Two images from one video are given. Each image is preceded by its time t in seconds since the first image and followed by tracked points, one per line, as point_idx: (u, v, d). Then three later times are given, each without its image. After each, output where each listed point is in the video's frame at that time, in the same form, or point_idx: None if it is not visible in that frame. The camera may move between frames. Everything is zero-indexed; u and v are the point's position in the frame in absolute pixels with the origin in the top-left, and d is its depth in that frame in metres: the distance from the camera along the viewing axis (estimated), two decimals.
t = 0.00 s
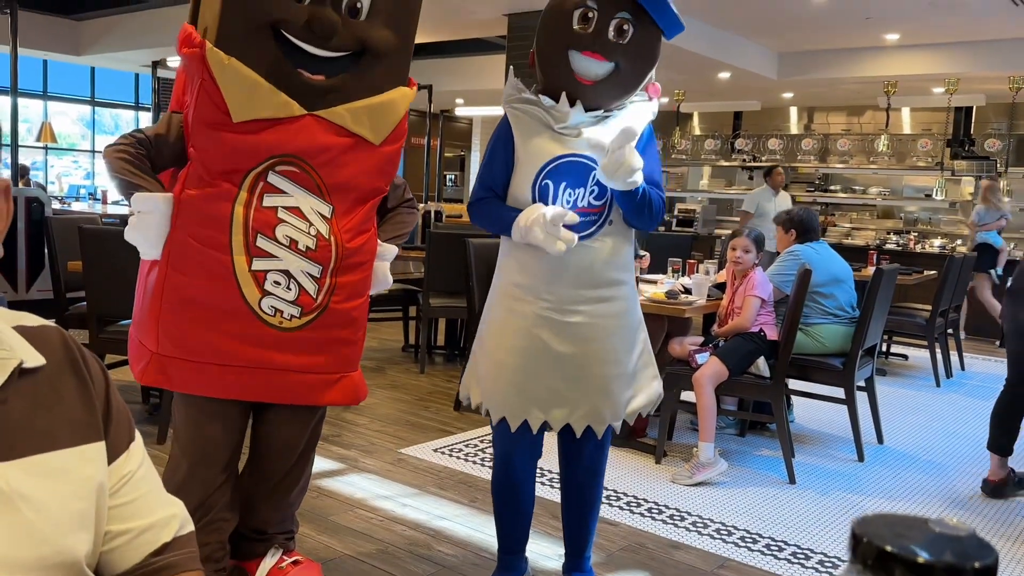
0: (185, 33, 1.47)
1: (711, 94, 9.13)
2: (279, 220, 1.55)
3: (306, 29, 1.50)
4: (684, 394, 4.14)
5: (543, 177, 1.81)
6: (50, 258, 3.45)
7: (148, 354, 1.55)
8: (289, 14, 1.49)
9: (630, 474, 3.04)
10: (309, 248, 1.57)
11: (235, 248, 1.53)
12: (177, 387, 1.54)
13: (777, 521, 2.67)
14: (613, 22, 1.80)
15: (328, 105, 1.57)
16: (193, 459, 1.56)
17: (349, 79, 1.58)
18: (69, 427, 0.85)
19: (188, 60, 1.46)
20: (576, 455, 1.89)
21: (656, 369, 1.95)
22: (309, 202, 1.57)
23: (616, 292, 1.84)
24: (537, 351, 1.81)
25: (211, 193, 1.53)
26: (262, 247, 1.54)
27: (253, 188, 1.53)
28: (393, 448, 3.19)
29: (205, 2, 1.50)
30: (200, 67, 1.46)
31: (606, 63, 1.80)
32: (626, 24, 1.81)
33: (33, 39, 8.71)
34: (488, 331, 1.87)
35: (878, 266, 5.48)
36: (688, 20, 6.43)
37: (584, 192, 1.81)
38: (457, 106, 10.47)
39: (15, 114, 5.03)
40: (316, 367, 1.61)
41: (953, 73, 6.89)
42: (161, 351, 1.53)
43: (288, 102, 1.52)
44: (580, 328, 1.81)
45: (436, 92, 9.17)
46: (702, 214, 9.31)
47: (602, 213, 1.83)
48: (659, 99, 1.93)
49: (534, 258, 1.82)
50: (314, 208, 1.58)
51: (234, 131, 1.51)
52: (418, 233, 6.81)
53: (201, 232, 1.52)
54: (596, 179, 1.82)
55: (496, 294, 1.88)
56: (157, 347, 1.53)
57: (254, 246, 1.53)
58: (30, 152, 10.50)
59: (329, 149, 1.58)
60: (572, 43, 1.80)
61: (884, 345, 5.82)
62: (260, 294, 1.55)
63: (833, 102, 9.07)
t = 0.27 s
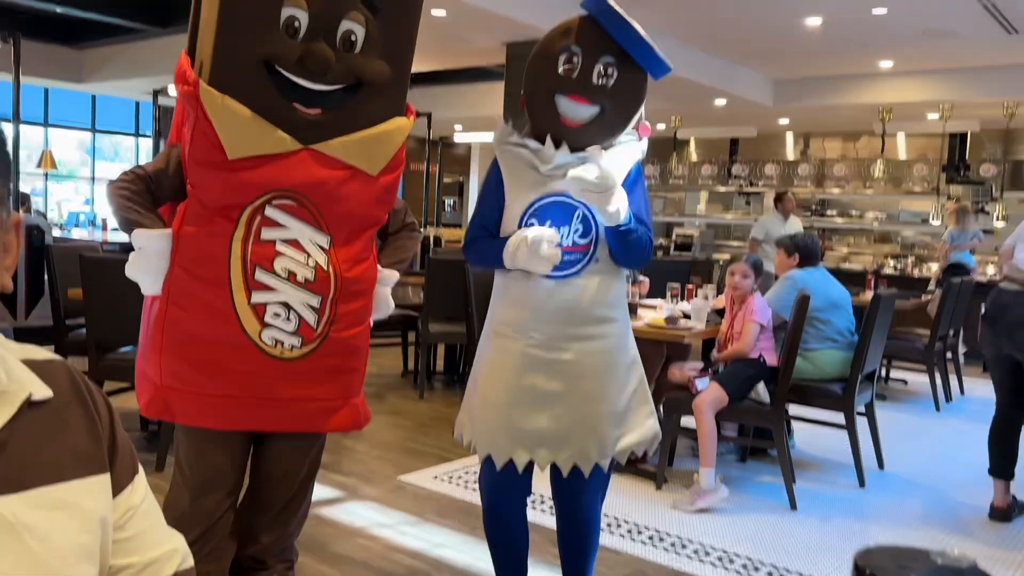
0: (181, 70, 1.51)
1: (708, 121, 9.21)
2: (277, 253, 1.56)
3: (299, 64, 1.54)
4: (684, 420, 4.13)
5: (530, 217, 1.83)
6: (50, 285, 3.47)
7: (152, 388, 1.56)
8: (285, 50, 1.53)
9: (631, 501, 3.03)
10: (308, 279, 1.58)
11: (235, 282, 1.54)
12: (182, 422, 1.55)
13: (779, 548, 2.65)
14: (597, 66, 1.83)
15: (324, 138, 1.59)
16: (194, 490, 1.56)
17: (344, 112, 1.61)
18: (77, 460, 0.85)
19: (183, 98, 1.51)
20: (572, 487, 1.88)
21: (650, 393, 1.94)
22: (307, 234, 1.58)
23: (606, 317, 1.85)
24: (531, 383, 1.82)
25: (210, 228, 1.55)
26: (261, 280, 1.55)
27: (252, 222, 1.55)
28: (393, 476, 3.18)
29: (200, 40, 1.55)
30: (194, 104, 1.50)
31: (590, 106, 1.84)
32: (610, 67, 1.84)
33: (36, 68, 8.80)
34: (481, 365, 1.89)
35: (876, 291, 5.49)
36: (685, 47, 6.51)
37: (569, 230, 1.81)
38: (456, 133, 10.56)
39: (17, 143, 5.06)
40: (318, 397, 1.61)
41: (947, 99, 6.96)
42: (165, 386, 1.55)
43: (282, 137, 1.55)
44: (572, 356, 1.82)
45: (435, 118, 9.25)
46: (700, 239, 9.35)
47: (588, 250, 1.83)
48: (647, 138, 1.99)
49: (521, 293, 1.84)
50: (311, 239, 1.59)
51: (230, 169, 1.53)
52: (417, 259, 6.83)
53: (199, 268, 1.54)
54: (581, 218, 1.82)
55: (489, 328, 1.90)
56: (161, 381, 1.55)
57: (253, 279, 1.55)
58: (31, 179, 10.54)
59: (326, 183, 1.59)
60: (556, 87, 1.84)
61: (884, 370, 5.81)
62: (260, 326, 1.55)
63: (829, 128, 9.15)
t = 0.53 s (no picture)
0: (182, 111, 1.54)
1: (704, 152, 9.31)
2: (282, 287, 1.57)
3: (298, 99, 1.58)
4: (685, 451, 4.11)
5: (526, 236, 1.86)
6: (50, 320, 3.47)
7: (161, 429, 1.57)
8: (284, 86, 1.57)
9: (633, 534, 3.01)
10: (313, 313, 1.59)
11: (241, 318, 1.55)
12: (190, 460, 1.54)
13: None
14: (584, 80, 1.87)
15: (325, 170, 1.62)
16: (196, 528, 1.55)
17: (343, 144, 1.64)
18: (84, 501, 0.86)
19: (185, 136, 1.54)
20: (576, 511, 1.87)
21: (650, 419, 1.95)
22: (309, 267, 1.59)
23: (608, 346, 1.86)
24: (535, 416, 1.82)
25: (216, 265, 1.56)
26: (267, 315, 1.56)
27: (256, 257, 1.56)
28: (392, 510, 3.15)
29: (201, 81, 1.58)
30: (195, 141, 1.53)
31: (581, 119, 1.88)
32: (597, 80, 1.88)
33: (38, 103, 8.87)
34: (484, 397, 1.89)
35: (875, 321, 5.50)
36: (681, 81, 6.59)
37: (567, 247, 1.84)
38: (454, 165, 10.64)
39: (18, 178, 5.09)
40: (325, 431, 1.61)
41: (941, 129, 7.04)
42: (174, 426, 1.55)
43: (284, 171, 1.57)
44: (575, 388, 1.82)
45: (434, 151, 9.34)
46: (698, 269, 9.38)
47: (586, 268, 1.84)
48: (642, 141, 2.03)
49: (521, 323, 1.84)
50: (316, 273, 1.60)
51: (232, 205, 1.55)
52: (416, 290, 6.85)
53: (205, 305, 1.55)
54: (578, 236, 1.85)
55: (489, 359, 1.90)
56: (170, 422, 1.55)
57: (259, 314, 1.55)
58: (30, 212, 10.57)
59: (328, 215, 1.61)
60: (547, 103, 1.89)
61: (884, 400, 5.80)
62: (267, 362, 1.55)
63: (824, 159, 9.25)
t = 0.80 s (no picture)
0: (184, 137, 1.55)
1: (698, 173, 9.37)
2: (280, 312, 1.57)
3: (298, 127, 1.59)
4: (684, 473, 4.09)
5: (533, 261, 1.85)
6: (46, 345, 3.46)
7: (156, 454, 1.55)
8: (284, 114, 1.58)
9: (633, 558, 2.99)
10: (311, 337, 1.59)
11: (239, 342, 1.55)
12: (186, 485, 1.53)
13: None
14: (591, 106, 1.88)
15: (326, 197, 1.62)
16: (192, 555, 1.53)
17: (343, 171, 1.65)
18: (80, 532, 0.85)
19: (186, 162, 1.54)
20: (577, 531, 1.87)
21: (651, 440, 1.96)
22: (308, 292, 1.60)
23: (608, 367, 1.86)
24: (536, 438, 1.82)
25: (214, 289, 1.56)
26: (265, 339, 1.56)
27: (255, 282, 1.57)
28: (390, 535, 3.13)
29: (203, 110, 1.60)
30: (196, 168, 1.53)
31: (587, 146, 1.89)
32: (603, 107, 1.89)
33: (35, 128, 8.91)
34: (483, 419, 1.88)
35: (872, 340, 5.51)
36: (675, 103, 6.65)
37: (575, 272, 1.84)
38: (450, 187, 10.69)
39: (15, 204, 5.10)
40: (321, 457, 1.60)
41: (934, 150, 7.10)
42: (170, 450, 1.54)
43: (284, 197, 1.58)
44: (574, 409, 1.82)
45: (431, 173, 9.38)
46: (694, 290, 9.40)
47: (594, 292, 1.85)
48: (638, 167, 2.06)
49: (520, 345, 1.83)
50: (314, 297, 1.60)
51: (231, 231, 1.55)
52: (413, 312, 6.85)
53: (204, 329, 1.55)
54: (586, 261, 1.85)
55: (487, 381, 1.89)
56: (165, 446, 1.54)
57: (257, 338, 1.56)
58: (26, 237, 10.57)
59: (327, 241, 1.61)
60: (552, 129, 1.88)
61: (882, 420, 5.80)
62: (264, 386, 1.55)
63: (817, 179, 9.32)
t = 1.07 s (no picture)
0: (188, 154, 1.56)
1: (693, 193, 9.40)
2: (274, 331, 1.57)
3: (303, 151, 1.62)
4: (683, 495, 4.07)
5: (567, 288, 1.84)
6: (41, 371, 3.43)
7: (141, 473, 1.53)
8: (289, 137, 1.60)
9: None
10: (305, 357, 1.59)
11: (232, 362, 1.54)
12: (171, 507, 1.51)
13: None
14: (617, 141, 1.91)
15: (326, 218, 1.66)
16: None
17: (344, 196, 1.68)
18: (71, 563, 0.83)
19: (187, 179, 1.55)
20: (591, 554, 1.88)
21: (661, 462, 2.00)
22: (300, 312, 1.61)
23: (629, 393, 1.90)
24: (575, 464, 1.81)
25: (208, 307, 1.55)
26: (258, 359, 1.56)
27: (248, 302, 1.57)
28: (387, 561, 3.09)
29: (208, 129, 1.61)
30: (200, 185, 1.55)
31: (611, 179, 1.92)
32: (628, 141, 1.93)
33: (30, 154, 8.91)
34: (508, 450, 1.84)
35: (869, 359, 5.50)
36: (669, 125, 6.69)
37: (608, 299, 1.88)
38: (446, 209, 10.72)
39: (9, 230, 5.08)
40: (308, 482, 1.58)
41: (927, 169, 7.14)
42: (155, 469, 1.52)
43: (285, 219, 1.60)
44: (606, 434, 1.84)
45: (426, 196, 9.40)
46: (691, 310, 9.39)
47: (622, 318, 1.90)
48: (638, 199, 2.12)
49: (552, 372, 1.82)
50: (307, 318, 1.61)
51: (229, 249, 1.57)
52: (409, 334, 6.83)
53: (196, 348, 1.54)
54: (617, 287, 1.90)
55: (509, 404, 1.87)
56: (151, 465, 1.52)
57: (251, 358, 1.55)
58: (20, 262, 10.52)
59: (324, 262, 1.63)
60: (578, 161, 1.88)
61: (880, 439, 5.78)
62: (255, 407, 1.55)
63: (812, 199, 9.37)
